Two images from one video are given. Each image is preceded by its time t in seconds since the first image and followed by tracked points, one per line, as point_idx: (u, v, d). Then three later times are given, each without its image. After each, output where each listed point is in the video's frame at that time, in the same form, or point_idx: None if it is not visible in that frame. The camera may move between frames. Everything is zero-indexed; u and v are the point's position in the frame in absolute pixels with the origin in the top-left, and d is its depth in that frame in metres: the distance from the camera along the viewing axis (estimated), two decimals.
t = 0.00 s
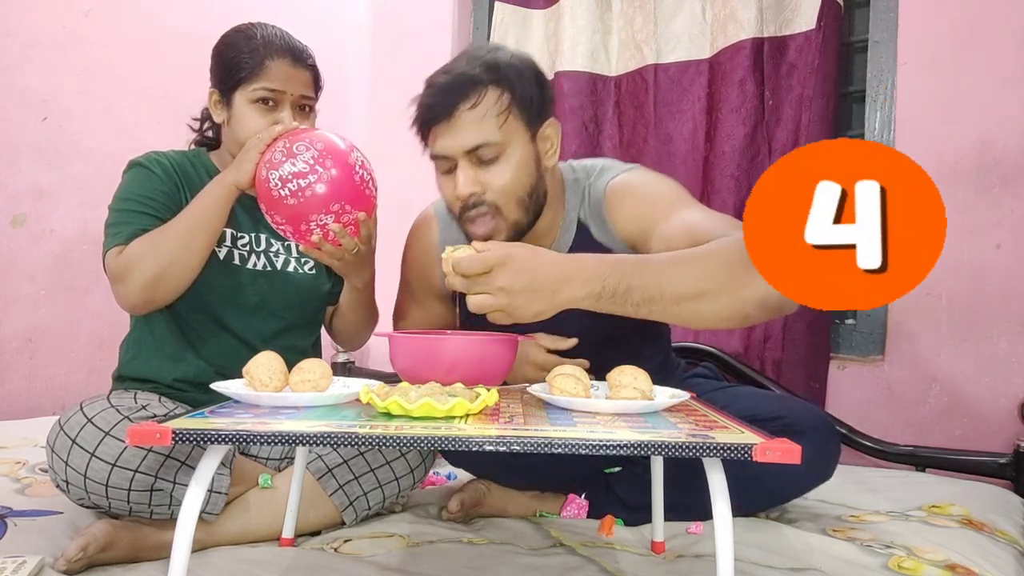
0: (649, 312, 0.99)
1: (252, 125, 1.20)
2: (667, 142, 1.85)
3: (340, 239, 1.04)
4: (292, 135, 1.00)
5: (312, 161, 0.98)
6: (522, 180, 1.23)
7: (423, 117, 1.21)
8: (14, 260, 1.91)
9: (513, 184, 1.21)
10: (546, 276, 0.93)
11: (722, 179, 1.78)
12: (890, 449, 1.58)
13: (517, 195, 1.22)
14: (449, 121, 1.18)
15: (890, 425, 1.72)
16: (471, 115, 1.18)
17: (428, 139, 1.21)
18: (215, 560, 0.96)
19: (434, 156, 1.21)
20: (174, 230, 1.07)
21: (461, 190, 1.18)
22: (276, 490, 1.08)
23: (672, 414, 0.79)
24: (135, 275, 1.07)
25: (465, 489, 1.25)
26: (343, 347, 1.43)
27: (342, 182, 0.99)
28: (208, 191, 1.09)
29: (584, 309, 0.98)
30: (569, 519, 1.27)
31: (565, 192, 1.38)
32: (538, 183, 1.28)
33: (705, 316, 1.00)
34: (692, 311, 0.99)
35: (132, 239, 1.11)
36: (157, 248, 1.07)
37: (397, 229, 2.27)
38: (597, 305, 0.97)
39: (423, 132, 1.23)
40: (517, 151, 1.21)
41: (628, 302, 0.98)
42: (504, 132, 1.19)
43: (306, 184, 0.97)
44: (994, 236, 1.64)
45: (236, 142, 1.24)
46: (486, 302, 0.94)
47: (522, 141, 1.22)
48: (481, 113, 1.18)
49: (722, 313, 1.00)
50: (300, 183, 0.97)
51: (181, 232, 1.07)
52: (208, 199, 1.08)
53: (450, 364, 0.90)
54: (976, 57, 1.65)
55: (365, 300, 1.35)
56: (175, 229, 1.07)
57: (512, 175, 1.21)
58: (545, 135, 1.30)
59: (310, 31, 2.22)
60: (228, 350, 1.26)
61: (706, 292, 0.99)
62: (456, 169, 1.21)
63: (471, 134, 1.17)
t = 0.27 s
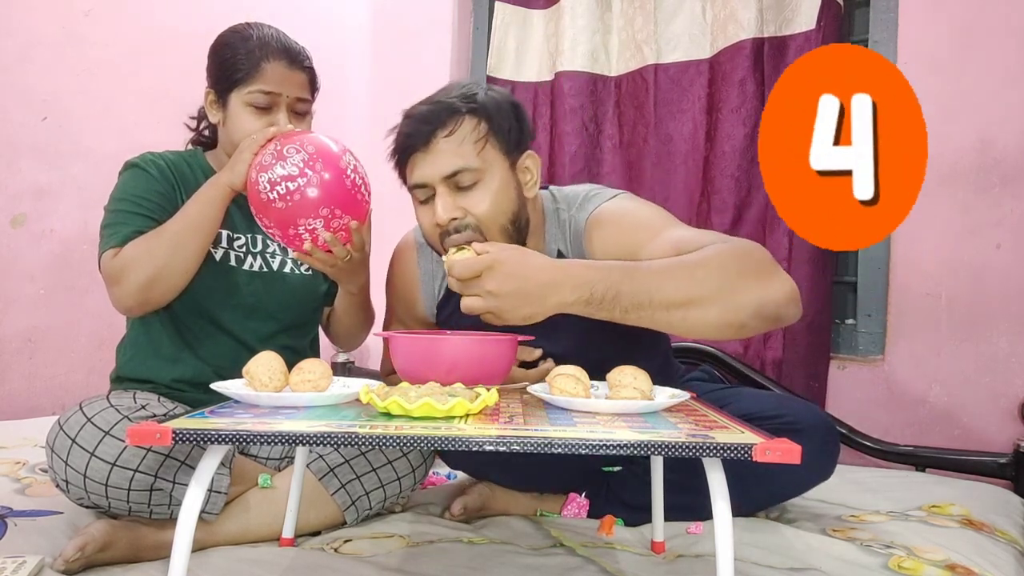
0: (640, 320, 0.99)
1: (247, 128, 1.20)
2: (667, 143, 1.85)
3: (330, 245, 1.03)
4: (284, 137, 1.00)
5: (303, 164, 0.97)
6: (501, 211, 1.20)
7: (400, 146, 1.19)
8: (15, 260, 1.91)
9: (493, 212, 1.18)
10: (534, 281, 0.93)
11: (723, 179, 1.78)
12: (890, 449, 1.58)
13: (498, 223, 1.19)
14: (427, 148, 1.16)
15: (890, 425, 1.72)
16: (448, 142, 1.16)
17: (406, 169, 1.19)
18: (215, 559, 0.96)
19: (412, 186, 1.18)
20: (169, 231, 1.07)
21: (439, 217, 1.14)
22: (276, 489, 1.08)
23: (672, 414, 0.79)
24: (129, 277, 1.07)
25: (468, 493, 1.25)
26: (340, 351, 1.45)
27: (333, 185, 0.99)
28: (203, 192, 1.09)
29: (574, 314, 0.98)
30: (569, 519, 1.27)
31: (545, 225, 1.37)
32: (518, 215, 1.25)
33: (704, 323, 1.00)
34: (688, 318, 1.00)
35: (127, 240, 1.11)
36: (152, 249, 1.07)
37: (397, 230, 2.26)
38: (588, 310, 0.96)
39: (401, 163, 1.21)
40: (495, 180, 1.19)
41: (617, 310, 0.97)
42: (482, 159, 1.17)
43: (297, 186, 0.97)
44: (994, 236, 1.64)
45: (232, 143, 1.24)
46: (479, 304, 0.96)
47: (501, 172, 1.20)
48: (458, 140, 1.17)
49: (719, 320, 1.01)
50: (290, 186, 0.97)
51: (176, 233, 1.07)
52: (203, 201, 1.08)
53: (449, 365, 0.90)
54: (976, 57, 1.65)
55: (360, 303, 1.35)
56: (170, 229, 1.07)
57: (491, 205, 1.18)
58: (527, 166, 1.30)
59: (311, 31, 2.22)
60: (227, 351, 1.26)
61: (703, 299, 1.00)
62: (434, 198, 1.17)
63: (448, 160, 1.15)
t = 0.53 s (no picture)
0: (640, 314, 0.99)
1: (241, 125, 1.20)
2: (667, 143, 1.85)
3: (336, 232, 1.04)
4: (279, 132, 1.00)
5: (302, 154, 0.97)
6: (504, 200, 1.19)
7: (403, 142, 1.19)
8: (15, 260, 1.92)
9: (496, 201, 1.18)
10: (533, 277, 0.94)
11: (722, 179, 1.78)
12: (890, 449, 1.58)
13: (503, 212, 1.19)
14: (427, 141, 1.16)
15: (890, 425, 1.72)
16: (448, 133, 1.16)
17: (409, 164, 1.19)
18: (215, 559, 0.96)
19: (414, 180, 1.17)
20: (163, 232, 1.07)
21: (443, 207, 1.13)
22: (275, 489, 1.08)
23: (672, 413, 0.79)
24: (125, 279, 1.07)
25: (470, 493, 1.25)
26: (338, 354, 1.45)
27: (335, 175, 0.98)
28: (196, 192, 1.09)
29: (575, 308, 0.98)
30: (569, 518, 1.27)
31: (545, 226, 1.37)
32: (520, 205, 1.24)
33: (703, 320, 1.00)
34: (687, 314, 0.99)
35: (122, 242, 1.11)
36: (147, 251, 1.07)
37: (397, 230, 2.26)
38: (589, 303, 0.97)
39: (404, 159, 1.21)
40: (497, 170, 1.18)
41: (617, 305, 0.97)
42: (482, 149, 1.17)
43: (297, 176, 0.96)
44: (994, 236, 1.64)
45: (227, 141, 1.24)
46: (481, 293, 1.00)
47: (501, 161, 1.20)
48: (458, 130, 1.17)
49: (720, 316, 1.00)
50: (291, 178, 0.96)
51: (170, 233, 1.07)
52: (198, 201, 1.08)
53: (449, 364, 0.90)
54: (976, 56, 1.65)
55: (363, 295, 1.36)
56: (165, 230, 1.07)
57: (494, 193, 1.17)
58: (524, 161, 1.30)
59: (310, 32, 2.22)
60: (226, 351, 1.25)
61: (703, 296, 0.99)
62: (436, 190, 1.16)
63: (449, 151, 1.14)
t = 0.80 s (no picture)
0: (645, 315, 0.99)
1: (235, 123, 1.20)
2: (667, 143, 1.85)
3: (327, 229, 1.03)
4: (270, 129, 1.00)
5: (292, 151, 0.96)
6: (509, 197, 1.19)
7: (409, 140, 1.19)
8: (15, 260, 1.92)
9: (501, 198, 1.18)
10: (537, 275, 0.94)
11: (722, 179, 1.77)
12: (890, 449, 1.58)
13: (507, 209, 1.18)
14: (433, 138, 1.16)
15: (890, 425, 1.72)
16: (454, 130, 1.16)
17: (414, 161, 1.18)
18: (215, 559, 0.96)
19: (419, 177, 1.16)
20: (158, 231, 1.07)
21: (449, 203, 1.12)
22: (275, 489, 1.08)
23: (672, 413, 0.79)
24: (120, 279, 1.07)
25: (470, 493, 1.25)
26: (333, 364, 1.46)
27: (326, 172, 0.98)
28: (191, 192, 1.09)
29: (580, 308, 0.98)
30: (569, 518, 1.27)
31: (547, 224, 1.37)
32: (525, 204, 1.24)
33: (709, 322, 1.00)
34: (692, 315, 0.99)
35: (117, 242, 1.11)
36: (142, 251, 1.07)
37: (398, 231, 2.26)
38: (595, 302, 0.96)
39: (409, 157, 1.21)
40: (502, 167, 1.18)
41: (622, 305, 0.97)
42: (487, 146, 1.17)
43: (286, 172, 0.96)
44: (994, 236, 1.64)
45: (221, 140, 1.24)
46: (484, 292, 0.99)
47: (507, 158, 1.20)
48: (464, 128, 1.17)
49: (725, 317, 1.00)
50: (280, 175, 0.96)
51: (165, 233, 1.07)
52: (195, 201, 1.08)
53: (449, 364, 0.90)
54: (976, 56, 1.65)
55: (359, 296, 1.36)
56: (159, 229, 1.07)
57: (500, 190, 1.17)
58: (529, 160, 1.31)
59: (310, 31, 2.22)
60: (225, 351, 1.25)
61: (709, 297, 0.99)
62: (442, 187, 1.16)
63: (455, 147, 1.14)
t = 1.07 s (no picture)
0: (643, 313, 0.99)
1: (234, 123, 1.20)
2: (667, 143, 1.85)
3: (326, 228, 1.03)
4: (269, 127, 1.00)
5: (290, 148, 0.97)
6: (512, 198, 1.19)
7: (409, 141, 1.19)
8: (14, 260, 1.92)
9: (502, 199, 1.17)
10: (535, 273, 0.94)
11: (722, 179, 1.78)
12: (890, 449, 1.58)
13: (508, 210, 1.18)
14: (435, 138, 1.16)
15: (890, 425, 1.72)
16: (456, 131, 1.16)
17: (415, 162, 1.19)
18: (215, 560, 0.96)
19: (420, 177, 1.16)
20: (157, 230, 1.07)
21: (450, 204, 1.13)
22: (275, 489, 1.08)
23: (672, 413, 0.79)
24: (119, 277, 1.07)
25: (470, 493, 1.24)
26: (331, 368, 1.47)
27: (324, 171, 0.98)
28: (189, 191, 1.09)
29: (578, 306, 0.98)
30: (569, 518, 1.27)
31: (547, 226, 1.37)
32: (526, 205, 1.24)
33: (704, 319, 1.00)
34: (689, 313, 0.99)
35: (117, 240, 1.11)
36: (141, 250, 1.07)
37: (398, 230, 2.26)
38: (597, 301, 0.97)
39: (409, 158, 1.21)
40: (504, 168, 1.18)
41: (621, 303, 0.98)
42: (489, 147, 1.17)
43: (284, 169, 0.96)
44: (994, 236, 1.64)
45: (219, 140, 1.24)
46: (481, 289, 0.99)
47: (508, 160, 1.20)
48: (466, 129, 1.17)
49: (721, 314, 1.00)
50: (278, 172, 0.96)
51: (164, 233, 1.07)
52: (195, 200, 1.08)
53: (449, 364, 0.90)
54: (976, 56, 1.65)
55: (358, 298, 1.36)
56: (159, 228, 1.07)
57: (502, 191, 1.17)
58: (529, 163, 1.31)
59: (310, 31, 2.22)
60: (225, 350, 1.25)
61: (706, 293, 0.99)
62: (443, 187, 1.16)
63: (457, 148, 1.15)
